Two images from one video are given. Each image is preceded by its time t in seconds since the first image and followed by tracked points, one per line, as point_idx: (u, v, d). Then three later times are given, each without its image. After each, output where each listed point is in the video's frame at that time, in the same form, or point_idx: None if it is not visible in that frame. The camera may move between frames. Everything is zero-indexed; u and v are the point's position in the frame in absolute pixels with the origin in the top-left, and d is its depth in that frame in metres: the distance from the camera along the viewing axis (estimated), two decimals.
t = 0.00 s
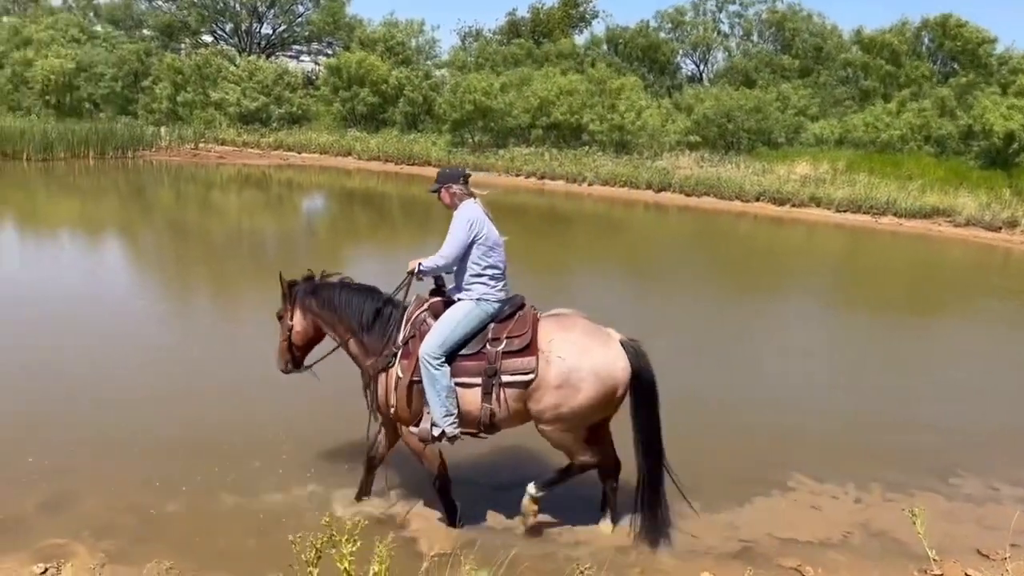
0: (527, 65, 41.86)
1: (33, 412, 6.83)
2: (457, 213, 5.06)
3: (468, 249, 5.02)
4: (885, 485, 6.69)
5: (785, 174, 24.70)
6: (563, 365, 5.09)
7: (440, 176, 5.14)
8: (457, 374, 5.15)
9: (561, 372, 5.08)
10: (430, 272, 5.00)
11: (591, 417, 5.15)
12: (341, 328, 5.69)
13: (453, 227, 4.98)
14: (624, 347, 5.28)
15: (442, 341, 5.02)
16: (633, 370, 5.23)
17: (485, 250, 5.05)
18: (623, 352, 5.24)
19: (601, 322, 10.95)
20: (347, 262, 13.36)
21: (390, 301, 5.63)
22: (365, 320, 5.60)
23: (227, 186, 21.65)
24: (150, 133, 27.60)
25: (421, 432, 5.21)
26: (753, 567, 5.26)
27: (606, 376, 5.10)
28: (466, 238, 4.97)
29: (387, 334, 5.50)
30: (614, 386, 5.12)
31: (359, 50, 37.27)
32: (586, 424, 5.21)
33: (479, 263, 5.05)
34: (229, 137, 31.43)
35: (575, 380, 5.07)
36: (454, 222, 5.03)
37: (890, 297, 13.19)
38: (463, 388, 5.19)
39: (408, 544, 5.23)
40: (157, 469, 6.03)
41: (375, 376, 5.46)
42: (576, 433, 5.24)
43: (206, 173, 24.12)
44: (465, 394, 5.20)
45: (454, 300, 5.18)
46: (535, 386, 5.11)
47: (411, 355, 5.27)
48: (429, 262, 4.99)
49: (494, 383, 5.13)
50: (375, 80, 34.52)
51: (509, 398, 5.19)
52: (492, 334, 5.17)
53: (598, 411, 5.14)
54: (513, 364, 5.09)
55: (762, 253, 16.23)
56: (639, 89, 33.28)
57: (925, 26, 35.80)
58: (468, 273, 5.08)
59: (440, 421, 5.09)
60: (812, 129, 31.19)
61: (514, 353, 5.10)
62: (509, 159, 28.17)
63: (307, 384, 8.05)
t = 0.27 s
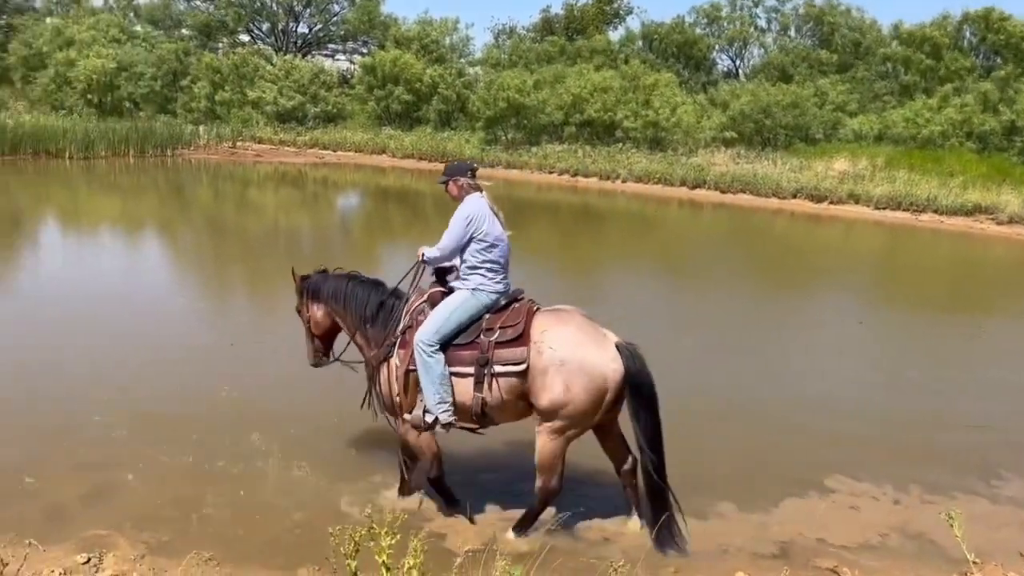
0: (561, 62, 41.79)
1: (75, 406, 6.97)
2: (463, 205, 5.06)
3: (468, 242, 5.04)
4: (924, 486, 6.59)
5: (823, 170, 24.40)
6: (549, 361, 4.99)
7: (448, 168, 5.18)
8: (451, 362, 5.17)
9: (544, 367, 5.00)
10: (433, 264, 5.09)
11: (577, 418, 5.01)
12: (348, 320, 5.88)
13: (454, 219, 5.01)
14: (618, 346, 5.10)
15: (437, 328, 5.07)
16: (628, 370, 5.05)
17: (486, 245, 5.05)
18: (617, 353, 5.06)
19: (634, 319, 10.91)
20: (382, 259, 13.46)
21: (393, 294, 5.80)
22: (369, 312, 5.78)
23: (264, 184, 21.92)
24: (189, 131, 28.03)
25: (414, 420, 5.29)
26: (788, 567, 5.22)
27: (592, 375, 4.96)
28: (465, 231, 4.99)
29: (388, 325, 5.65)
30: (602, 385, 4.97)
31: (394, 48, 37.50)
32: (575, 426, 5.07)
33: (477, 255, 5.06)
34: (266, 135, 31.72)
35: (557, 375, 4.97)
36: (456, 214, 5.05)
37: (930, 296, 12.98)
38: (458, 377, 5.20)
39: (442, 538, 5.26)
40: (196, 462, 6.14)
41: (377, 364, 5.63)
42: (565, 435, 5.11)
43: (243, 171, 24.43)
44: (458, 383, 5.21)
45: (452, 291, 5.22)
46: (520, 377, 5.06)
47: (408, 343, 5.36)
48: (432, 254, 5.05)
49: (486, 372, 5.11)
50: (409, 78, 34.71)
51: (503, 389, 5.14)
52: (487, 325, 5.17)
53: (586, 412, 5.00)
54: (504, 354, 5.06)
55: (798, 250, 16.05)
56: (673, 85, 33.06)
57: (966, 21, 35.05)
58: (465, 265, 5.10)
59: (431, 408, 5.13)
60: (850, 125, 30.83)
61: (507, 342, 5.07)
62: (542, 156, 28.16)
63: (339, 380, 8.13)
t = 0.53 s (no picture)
0: (594, 58, 41.62)
1: (113, 401, 7.08)
2: (459, 208, 5.12)
3: (457, 244, 5.08)
4: (964, 487, 6.46)
5: (862, 166, 24.01)
6: (539, 357, 4.87)
7: (454, 171, 5.24)
8: (437, 363, 5.23)
9: (534, 363, 4.89)
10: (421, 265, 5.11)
11: (570, 415, 4.88)
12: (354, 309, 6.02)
13: (447, 221, 5.06)
14: (612, 341, 4.95)
15: (422, 329, 5.13)
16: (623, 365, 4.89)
17: (478, 252, 5.05)
18: (611, 348, 4.90)
19: (665, 317, 10.84)
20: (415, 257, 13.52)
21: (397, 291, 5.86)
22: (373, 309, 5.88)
23: (300, 182, 22.14)
24: (226, 130, 28.39)
25: (396, 415, 5.47)
26: (824, 568, 5.15)
27: (582, 370, 4.81)
28: (455, 233, 5.03)
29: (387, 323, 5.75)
30: (592, 381, 4.81)
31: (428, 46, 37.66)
32: (571, 424, 4.92)
33: (467, 259, 5.08)
34: (302, 134, 31.96)
35: (547, 371, 4.84)
36: (449, 216, 5.10)
37: (971, 293, 12.72)
38: (442, 378, 5.26)
39: (474, 535, 5.29)
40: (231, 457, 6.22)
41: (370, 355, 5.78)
42: (564, 434, 4.96)
43: (279, 169, 24.68)
44: (444, 385, 5.26)
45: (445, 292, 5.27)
46: (504, 380, 5.04)
47: (397, 341, 5.45)
48: (416, 255, 5.08)
49: (470, 376, 5.13)
50: (443, 75, 34.85)
51: (485, 393, 5.14)
52: (475, 329, 5.18)
53: (577, 408, 4.85)
54: (486, 359, 5.06)
55: (835, 247, 15.83)
56: (708, 81, 32.75)
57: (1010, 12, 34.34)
58: (456, 268, 5.15)
59: (410, 406, 5.22)
60: (890, 120, 30.43)
61: (489, 348, 5.06)
62: (576, 153, 28.08)
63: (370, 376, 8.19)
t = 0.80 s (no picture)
0: (629, 54, 41.37)
1: (152, 397, 7.21)
2: (459, 201, 5.24)
3: (456, 236, 5.18)
4: (1007, 489, 6.33)
5: (902, 161, 23.60)
6: (540, 349, 4.91)
7: (452, 166, 5.35)
8: (442, 360, 5.28)
9: (536, 355, 4.92)
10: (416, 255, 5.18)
11: (575, 406, 4.89)
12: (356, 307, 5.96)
13: (444, 213, 5.17)
14: (614, 332, 4.96)
15: (425, 326, 5.20)
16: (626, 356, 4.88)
17: (477, 243, 5.13)
18: (613, 338, 4.91)
19: (697, 314, 10.76)
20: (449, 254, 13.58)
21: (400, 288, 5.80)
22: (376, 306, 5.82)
23: (335, 180, 22.33)
24: (263, 129, 28.72)
25: (409, 414, 5.54)
26: (861, 568, 5.09)
27: (583, 361, 4.82)
28: (452, 224, 5.13)
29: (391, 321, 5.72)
30: (594, 371, 4.83)
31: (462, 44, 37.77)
32: (577, 416, 4.93)
33: (467, 252, 5.14)
34: (338, 133, 32.23)
35: (549, 363, 4.88)
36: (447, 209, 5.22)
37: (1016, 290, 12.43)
38: (449, 374, 5.31)
39: (505, 531, 5.31)
40: (266, 452, 6.31)
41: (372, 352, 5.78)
42: (573, 426, 4.97)
43: (315, 167, 24.93)
44: (450, 380, 5.31)
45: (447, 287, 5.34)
46: (505, 374, 5.07)
47: (404, 338, 5.52)
48: (410, 245, 5.17)
49: (473, 371, 5.17)
50: (477, 73, 34.96)
51: (489, 387, 5.19)
52: (476, 324, 5.21)
53: (581, 399, 4.86)
54: (488, 353, 5.10)
55: (874, 244, 15.59)
56: (745, 75, 32.39)
57: None
58: (457, 261, 5.19)
59: (422, 404, 5.30)
60: (931, 114, 30.02)
61: (491, 342, 5.10)
62: (610, 150, 27.96)
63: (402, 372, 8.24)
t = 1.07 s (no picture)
0: (664, 49, 41.10)
1: (189, 393, 7.31)
2: (459, 199, 5.26)
3: (459, 235, 5.19)
4: None
5: (943, 156, 23.17)
6: (544, 340, 4.97)
7: (453, 164, 5.32)
8: (449, 357, 5.31)
9: (541, 346, 4.98)
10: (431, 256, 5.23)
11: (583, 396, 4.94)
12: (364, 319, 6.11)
13: (444, 214, 5.20)
14: (616, 323, 5.06)
15: (431, 325, 5.24)
16: (627, 347, 5.00)
17: (478, 240, 5.13)
18: (617, 330, 5.00)
19: (729, 313, 10.65)
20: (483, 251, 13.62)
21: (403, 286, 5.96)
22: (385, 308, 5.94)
23: (370, 178, 22.50)
24: (299, 128, 29.00)
25: (425, 411, 5.51)
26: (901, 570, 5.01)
27: (587, 351, 4.89)
28: (455, 225, 5.14)
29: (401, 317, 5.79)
30: (598, 360, 4.89)
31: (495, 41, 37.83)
32: (586, 407, 4.98)
33: (469, 248, 5.15)
34: (372, 131, 32.42)
35: (555, 354, 4.94)
36: (449, 209, 5.21)
37: None
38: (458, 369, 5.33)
39: (540, 528, 5.31)
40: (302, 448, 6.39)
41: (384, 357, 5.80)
42: (584, 417, 5.01)
43: (350, 165, 25.13)
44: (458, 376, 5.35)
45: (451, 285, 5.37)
46: (510, 366, 5.13)
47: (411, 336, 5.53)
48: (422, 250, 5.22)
49: (480, 367, 5.22)
50: (510, 71, 35.02)
51: (497, 380, 5.22)
52: (481, 319, 5.26)
53: (587, 388, 4.91)
54: (492, 346, 5.16)
55: (914, 240, 15.34)
56: (781, 69, 32.01)
57: None
58: (459, 260, 5.22)
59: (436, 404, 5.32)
60: (973, 108, 29.61)
61: (495, 335, 5.16)
62: (644, 146, 27.80)
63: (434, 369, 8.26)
